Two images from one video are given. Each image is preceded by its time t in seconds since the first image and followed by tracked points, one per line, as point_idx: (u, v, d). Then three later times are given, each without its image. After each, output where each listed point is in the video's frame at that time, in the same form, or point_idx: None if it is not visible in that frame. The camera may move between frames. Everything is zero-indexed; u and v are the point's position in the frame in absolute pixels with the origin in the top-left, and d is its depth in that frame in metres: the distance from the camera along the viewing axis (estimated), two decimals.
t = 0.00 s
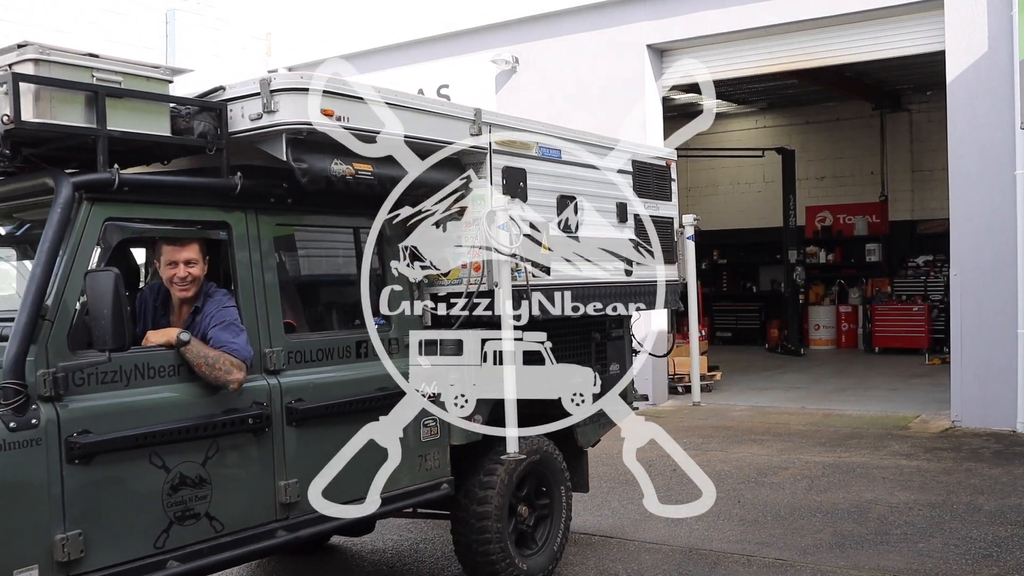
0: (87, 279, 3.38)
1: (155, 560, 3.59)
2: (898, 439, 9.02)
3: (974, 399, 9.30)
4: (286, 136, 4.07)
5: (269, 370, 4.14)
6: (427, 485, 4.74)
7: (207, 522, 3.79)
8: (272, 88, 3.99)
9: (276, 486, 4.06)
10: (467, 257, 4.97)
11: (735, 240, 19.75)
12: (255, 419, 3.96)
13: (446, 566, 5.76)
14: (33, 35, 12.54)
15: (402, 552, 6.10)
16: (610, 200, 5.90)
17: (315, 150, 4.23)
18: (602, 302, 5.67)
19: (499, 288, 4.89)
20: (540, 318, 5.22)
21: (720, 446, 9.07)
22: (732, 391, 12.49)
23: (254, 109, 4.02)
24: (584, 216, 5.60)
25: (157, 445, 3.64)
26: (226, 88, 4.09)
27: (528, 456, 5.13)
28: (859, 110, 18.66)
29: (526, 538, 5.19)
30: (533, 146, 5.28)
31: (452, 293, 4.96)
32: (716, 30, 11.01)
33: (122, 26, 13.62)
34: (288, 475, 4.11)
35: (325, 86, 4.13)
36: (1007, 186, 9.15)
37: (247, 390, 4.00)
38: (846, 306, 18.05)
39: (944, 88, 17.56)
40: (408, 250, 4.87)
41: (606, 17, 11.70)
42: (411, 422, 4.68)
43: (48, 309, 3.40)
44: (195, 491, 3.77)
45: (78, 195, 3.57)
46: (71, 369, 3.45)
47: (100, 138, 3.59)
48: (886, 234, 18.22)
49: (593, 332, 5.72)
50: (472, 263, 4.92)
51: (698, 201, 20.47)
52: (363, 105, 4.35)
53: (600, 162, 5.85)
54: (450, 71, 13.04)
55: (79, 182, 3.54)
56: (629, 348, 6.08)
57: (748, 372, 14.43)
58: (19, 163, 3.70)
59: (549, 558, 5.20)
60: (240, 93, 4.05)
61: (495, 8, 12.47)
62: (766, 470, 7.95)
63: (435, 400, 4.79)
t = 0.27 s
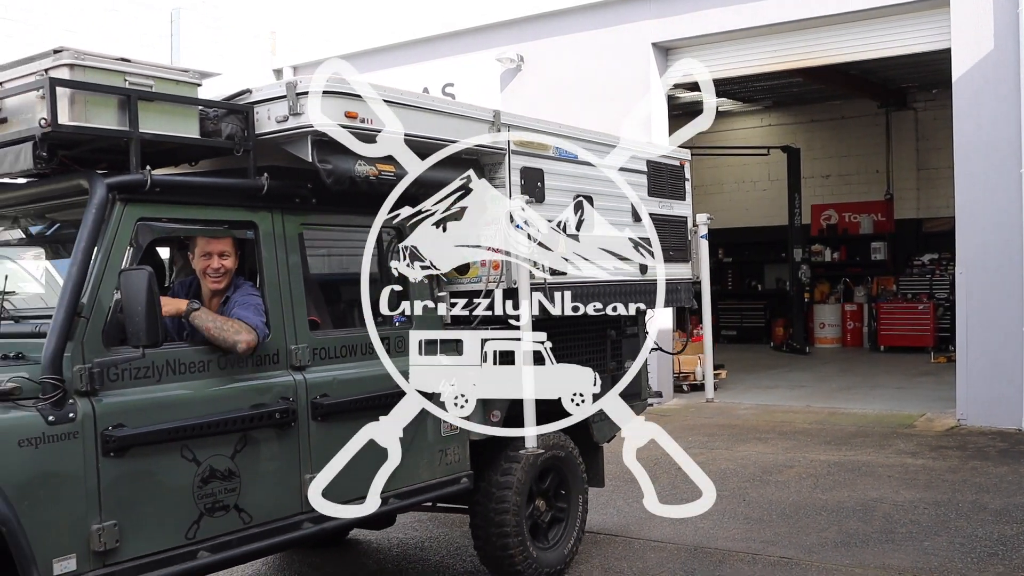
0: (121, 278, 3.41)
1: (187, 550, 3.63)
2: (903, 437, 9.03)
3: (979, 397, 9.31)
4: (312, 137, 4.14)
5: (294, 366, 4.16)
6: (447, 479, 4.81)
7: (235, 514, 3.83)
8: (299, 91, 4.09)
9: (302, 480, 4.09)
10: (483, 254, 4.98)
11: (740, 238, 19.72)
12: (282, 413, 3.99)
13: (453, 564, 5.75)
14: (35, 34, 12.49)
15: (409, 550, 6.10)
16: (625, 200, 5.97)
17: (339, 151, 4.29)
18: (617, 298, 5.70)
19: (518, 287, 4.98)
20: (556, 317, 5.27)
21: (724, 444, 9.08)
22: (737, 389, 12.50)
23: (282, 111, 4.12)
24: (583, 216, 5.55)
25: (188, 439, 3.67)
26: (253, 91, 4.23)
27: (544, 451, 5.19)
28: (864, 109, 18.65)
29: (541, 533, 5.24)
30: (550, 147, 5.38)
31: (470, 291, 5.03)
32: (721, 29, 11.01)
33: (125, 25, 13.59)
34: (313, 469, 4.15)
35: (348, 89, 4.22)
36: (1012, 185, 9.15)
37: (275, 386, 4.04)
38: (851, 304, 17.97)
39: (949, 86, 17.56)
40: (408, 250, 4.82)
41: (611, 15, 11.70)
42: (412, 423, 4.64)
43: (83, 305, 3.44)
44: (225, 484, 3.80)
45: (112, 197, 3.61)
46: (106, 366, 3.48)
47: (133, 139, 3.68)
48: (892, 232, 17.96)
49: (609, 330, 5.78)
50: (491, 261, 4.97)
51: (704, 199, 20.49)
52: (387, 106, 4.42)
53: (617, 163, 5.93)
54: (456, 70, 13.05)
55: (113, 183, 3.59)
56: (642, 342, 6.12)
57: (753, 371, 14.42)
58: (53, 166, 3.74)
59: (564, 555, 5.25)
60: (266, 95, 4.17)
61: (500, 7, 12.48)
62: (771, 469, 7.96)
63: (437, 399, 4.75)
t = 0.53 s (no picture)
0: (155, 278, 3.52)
1: (217, 542, 3.77)
2: (907, 436, 9.02)
3: (984, 395, 9.29)
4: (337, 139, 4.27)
5: (320, 362, 4.31)
6: (466, 473, 4.90)
7: (264, 506, 3.97)
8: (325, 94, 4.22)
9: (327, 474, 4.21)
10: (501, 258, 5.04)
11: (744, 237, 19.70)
12: (308, 409, 4.13)
13: (459, 562, 5.75)
14: (35, 34, 12.49)
15: (417, 547, 6.11)
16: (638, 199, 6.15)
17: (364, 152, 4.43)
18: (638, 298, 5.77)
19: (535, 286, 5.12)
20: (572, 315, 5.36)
21: (729, 442, 9.10)
22: (743, 388, 12.49)
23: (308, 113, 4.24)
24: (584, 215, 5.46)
25: (219, 434, 3.81)
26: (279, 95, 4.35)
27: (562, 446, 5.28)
28: (868, 107, 18.64)
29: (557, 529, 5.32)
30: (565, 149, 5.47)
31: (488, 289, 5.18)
32: (725, 27, 11.00)
33: (126, 25, 13.59)
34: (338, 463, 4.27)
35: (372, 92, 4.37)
36: (1016, 183, 9.13)
37: (301, 382, 4.17)
38: (855, 303, 17.95)
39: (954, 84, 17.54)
40: (408, 250, 4.84)
41: (616, 13, 11.69)
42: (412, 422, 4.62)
43: (119, 304, 3.57)
44: (253, 477, 3.93)
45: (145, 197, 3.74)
46: (141, 363, 3.62)
47: (165, 141, 3.81)
48: (896, 230, 18.02)
49: (625, 328, 5.94)
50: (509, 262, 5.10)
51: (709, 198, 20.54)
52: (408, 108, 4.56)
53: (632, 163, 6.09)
54: (460, 69, 13.06)
55: (147, 185, 3.71)
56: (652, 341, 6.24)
57: (757, 369, 14.41)
58: (90, 168, 3.84)
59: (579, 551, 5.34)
60: (293, 98, 4.29)
61: (504, 6, 12.48)
62: (775, 467, 7.96)
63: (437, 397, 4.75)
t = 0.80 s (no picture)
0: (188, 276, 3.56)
1: (247, 533, 3.83)
2: (912, 435, 9.00)
3: (988, 393, 9.28)
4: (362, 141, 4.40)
5: (344, 359, 4.37)
6: (485, 468, 4.95)
7: (292, 500, 4.02)
8: (350, 97, 4.36)
9: (352, 468, 4.26)
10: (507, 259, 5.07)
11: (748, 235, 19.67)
12: (334, 404, 4.18)
13: (466, 561, 5.72)
14: (37, 33, 12.52)
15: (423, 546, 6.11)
16: (654, 199, 6.29)
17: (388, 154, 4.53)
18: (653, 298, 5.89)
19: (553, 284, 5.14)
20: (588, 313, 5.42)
21: (733, 441, 9.09)
22: (747, 387, 12.47)
23: (334, 116, 4.39)
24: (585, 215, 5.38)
25: (248, 428, 3.86)
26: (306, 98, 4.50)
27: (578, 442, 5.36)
28: (873, 105, 18.62)
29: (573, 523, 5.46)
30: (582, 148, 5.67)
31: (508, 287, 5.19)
32: (729, 26, 10.99)
33: (128, 24, 13.62)
34: (363, 457, 4.31)
35: (395, 95, 4.46)
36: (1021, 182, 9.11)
37: (327, 378, 4.23)
38: (860, 301, 17.90)
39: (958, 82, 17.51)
40: (408, 250, 4.79)
41: (620, 12, 11.68)
42: (412, 422, 4.54)
43: (153, 302, 3.63)
44: (282, 471, 3.99)
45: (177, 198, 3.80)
46: (175, 359, 3.67)
47: (196, 144, 3.85)
48: (900, 229, 18.01)
49: (638, 326, 5.95)
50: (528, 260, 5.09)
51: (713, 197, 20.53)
52: (429, 111, 4.65)
53: (645, 164, 6.20)
54: (464, 68, 13.04)
55: (179, 185, 3.77)
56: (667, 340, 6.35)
57: (762, 368, 14.39)
58: (123, 169, 3.83)
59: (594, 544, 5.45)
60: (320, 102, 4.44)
61: (507, 5, 12.48)
62: (780, 466, 7.96)
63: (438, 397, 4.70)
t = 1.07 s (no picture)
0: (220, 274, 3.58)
1: (277, 526, 3.87)
2: (916, 434, 8.99)
3: (992, 392, 9.28)
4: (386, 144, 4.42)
5: (369, 356, 4.41)
6: (505, 463, 5.03)
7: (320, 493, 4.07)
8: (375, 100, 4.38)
9: (377, 462, 4.32)
10: (509, 259, 5.09)
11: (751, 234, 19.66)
12: (360, 400, 4.24)
13: (476, 560, 5.72)
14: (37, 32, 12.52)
15: (431, 545, 6.10)
16: (666, 200, 6.39)
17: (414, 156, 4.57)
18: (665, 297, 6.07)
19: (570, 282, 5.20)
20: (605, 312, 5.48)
21: (736, 441, 9.07)
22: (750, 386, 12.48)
23: (358, 119, 4.40)
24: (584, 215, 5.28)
25: (279, 423, 3.91)
26: (331, 100, 4.52)
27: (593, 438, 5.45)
28: (876, 104, 18.59)
29: (590, 515, 5.59)
30: (598, 150, 5.82)
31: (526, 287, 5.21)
32: (733, 25, 10.98)
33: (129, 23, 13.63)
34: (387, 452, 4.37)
35: (420, 98, 4.50)
36: None
37: (353, 374, 4.28)
38: (863, 300, 17.93)
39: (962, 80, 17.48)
40: (408, 251, 4.71)
41: (624, 11, 11.67)
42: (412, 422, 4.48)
43: (187, 299, 3.67)
44: (310, 465, 4.04)
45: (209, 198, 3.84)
46: (209, 356, 3.71)
47: (227, 147, 3.86)
48: (905, 228, 17.89)
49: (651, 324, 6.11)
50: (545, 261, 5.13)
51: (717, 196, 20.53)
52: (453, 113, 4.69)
53: (652, 164, 6.25)
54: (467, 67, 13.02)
55: (211, 187, 3.81)
56: (682, 339, 6.51)
57: (766, 367, 14.37)
58: (158, 171, 3.85)
59: (614, 533, 5.61)
60: (344, 104, 4.45)
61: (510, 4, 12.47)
62: (783, 465, 7.95)
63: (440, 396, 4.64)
